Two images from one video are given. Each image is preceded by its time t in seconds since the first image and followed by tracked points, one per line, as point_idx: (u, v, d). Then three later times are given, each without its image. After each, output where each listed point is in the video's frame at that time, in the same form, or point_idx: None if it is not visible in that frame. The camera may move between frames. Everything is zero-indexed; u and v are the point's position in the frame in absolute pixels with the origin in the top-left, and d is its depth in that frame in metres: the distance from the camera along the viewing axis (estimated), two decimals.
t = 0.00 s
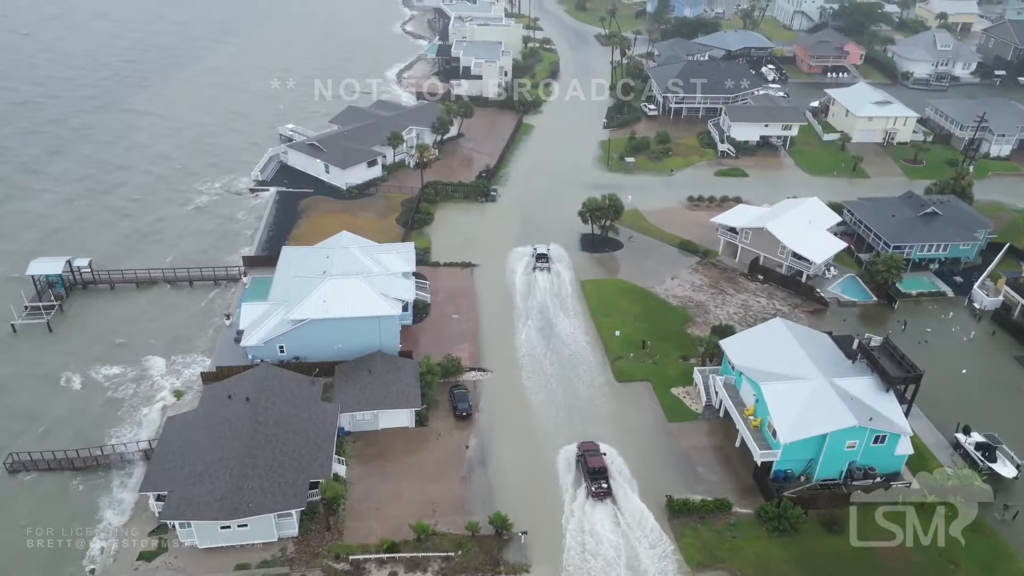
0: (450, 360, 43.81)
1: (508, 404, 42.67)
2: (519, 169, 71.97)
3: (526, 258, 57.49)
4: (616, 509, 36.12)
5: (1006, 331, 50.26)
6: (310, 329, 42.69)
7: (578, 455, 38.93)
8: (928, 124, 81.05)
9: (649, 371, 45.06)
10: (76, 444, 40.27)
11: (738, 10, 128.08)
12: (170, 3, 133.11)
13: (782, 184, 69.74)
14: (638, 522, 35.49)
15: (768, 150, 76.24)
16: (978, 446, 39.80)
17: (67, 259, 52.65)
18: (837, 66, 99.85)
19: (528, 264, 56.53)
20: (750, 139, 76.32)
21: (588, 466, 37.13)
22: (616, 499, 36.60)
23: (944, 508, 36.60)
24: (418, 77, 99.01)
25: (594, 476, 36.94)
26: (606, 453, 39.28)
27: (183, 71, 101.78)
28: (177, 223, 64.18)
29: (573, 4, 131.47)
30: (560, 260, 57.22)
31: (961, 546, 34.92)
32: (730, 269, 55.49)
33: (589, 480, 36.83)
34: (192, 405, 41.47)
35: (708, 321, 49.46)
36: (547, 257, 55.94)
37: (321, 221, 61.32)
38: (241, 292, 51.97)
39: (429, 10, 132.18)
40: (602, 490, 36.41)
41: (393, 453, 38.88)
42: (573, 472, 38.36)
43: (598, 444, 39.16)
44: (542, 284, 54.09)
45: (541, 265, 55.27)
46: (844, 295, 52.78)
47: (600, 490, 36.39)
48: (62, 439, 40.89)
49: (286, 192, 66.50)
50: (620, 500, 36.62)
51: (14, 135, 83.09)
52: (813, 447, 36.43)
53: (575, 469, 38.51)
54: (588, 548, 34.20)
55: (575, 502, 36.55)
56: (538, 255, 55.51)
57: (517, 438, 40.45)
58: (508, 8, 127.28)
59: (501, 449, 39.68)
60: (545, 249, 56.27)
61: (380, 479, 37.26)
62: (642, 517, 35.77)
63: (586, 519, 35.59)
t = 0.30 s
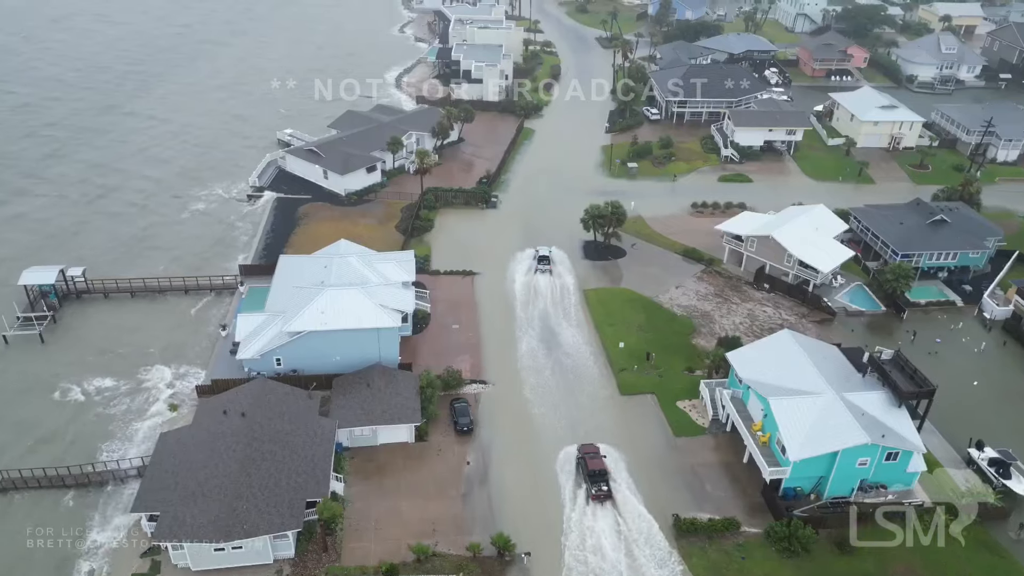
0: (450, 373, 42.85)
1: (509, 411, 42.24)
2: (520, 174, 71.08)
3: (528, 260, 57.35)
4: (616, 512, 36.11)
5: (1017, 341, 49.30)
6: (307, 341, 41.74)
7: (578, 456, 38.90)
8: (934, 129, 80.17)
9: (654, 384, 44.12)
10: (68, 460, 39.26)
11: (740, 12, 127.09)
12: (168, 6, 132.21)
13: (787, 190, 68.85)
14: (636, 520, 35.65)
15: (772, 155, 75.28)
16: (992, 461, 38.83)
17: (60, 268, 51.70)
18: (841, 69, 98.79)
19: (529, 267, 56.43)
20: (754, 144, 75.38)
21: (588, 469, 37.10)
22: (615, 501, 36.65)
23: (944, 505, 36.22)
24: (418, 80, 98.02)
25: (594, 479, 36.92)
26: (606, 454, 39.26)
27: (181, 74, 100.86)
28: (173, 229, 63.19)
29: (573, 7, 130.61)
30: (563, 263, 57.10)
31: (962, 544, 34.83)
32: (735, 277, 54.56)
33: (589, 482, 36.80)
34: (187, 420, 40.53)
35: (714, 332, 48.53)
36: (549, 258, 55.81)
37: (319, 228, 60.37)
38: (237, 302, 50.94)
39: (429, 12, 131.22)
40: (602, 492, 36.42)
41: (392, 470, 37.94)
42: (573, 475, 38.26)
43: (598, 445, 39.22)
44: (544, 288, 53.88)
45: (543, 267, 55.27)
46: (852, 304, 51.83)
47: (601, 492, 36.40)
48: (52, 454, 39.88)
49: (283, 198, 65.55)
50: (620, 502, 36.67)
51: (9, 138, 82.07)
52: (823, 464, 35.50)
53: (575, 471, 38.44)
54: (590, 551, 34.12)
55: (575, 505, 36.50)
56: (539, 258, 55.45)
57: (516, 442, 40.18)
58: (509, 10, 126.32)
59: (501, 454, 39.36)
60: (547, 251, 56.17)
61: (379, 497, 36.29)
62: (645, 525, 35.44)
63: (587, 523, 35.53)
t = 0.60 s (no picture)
0: (450, 384, 41.88)
1: (511, 416, 41.70)
2: (521, 177, 70.15)
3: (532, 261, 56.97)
4: (615, 511, 36.02)
5: None
6: (305, 351, 40.81)
7: (577, 455, 38.78)
8: (941, 130, 79.26)
9: (659, 394, 43.18)
10: (59, 474, 38.33)
11: (742, 12, 126.05)
12: (167, 5, 131.14)
13: (792, 193, 67.92)
14: (636, 519, 35.58)
15: (777, 157, 74.37)
16: (1005, 475, 38.00)
17: (53, 274, 50.77)
18: (845, 69, 97.72)
19: (531, 267, 56.11)
20: (759, 146, 74.35)
21: (588, 469, 36.92)
22: (615, 501, 36.54)
23: (944, 507, 36.15)
24: (418, 81, 96.98)
25: (594, 478, 36.77)
26: (606, 454, 39.14)
27: (179, 74, 99.85)
28: (170, 233, 62.22)
29: (574, 6, 129.56)
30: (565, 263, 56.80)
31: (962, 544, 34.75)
32: (741, 283, 53.65)
33: (589, 482, 36.64)
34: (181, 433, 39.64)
35: (720, 340, 47.61)
36: (551, 258, 55.62)
37: (317, 232, 59.43)
38: (233, 309, 49.96)
39: (429, 11, 130.14)
40: (602, 492, 36.31)
41: (392, 484, 37.02)
42: (573, 474, 38.10)
43: (598, 445, 39.07)
44: (546, 289, 53.41)
45: (545, 266, 55.03)
46: (860, 311, 50.90)
47: (601, 492, 36.28)
48: (43, 468, 38.93)
49: (281, 201, 64.56)
50: (619, 501, 36.59)
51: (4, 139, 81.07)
52: (834, 479, 34.61)
53: (574, 471, 38.25)
54: (591, 551, 34.01)
55: (575, 505, 36.33)
56: (542, 257, 55.25)
57: (516, 445, 39.79)
58: (510, 10, 125.21)
59: (501, 458, 38.92)
60: (548, 250, 56.00)
61: (378, 513, 35.37)
62: (647, 528, 35.12)
63: (588, 523, 35.39)
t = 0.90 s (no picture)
0: (450, 394, 40.96)
1: (512, 423, 41.09)
2: (522, 179, 69.25)
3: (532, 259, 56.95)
4: (616, 509, 36.00)
5: None
6: (302, 361, 39.92)
7: (578, 454, 38.72)
8: (947, 131, 78.37)
9: (665, 404, 42.29)
10: (50, 489, 37.44)
11: (745, 10, 125.06)
12: (165, 3, 130.08)
13: (797, 196, 67.06)
14: (636, 518, 35.53)
15: (781, 159, 73.43)
16: (1019, 489, 37.24)
17: (46, 280, 49.82)
18: (849, 69, 96.72)
19: (533, 266, 56.03)
20: (763, 147, 73.38)
21: (588, 467, 36.90)
22: (615, 499, 36.51)
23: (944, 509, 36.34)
24: (418, 81, 95.95)
25: (593, 477, 36.72)
26: (607, 453, 39.06)
27: (176, 74, 98.84)
28: (166, 236, 61.26)
29: (576, 4, 128.45)
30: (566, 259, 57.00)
31: (969, 547, 34.05)
32: (746, 289, 52.79)
33: (589, 480, 36.62)
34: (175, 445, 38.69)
35: (726, 348, 46.69)
36: (553, 257, 55.49)
37: (315, 236, 58.50)
38: (229, 316, 49.02)
39: (429, 10, 129.11)
40: (602, 490, 36.26)
41: (391, 498, 36.18)
42: (573, 474, 38.02)
43: (597, 444, 38.96)
44: (547, 291, 52.90)
45: (546, 265, 55.03)
46: (867, 317, 50.01)
47: (601, 490, 36.23)
48: (34, 481, 38.06)
49: (278, 203, 63.55)
50: (619, 499, 36.61)
51: None
52: (845, 494, 33.74)
53: (574, 470, 38.19)
54: (592, 549, 33.95)
55: (575, 504, 36.29)
56: (543, 255, 55.18)
57: (515, 447, 39.56)
58: (511, 8, 124.15)
59: (501, 463, 38.53)
60: (550, 249, 55.88)
61: (377, 529, 34.53)
62: (650, 532, 34.83)
63: (588, 522, 35.33)
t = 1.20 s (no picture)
0: (450, 404, 39.97)
1: (514, 433, 40.18)
2: (523, 180, 68.25)
3: (534, 257, 56.63)
4: (616, 505, 36.01)
5: None
6: (299, 371, 38.92)
7: (577, 451, 38.67)
8: (954, 131, 77.35)
9: (670, 414, 41.32)
10: (40, 503, 36.45)
11: (747, 8, 123.87)
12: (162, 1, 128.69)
13: (802, 198, 66.04)
14: (637, 516, 35.44)
15: (786, 160, 72.34)
16: None
17: (37, 286, 48.75)
18: (854, 68, 95.60)
19: (535, 262, 55.95)
20: (767, 148, 72.22)
21: (588, 463, 36.79)
22: (615, 495, 36.48)
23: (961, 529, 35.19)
24: (418, 80, 94.75)
25: (593, 473, 36.65)
26: (606, 449, 39.03)
27: (172, 72, 97.64)
28: (161, 239, 60.13)
29: (577, 1, 127.19)
30: (567, 255, 56.84)
31: (986, 565, 32.84)
32: (752, 294, 51.79)
33: (588, 477, 36.54)
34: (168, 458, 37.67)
35: (732, 356, 45.68)
36: (555, 254, 55.21)
37: (313, 240, 57.45)
38: (225, 322, 47.99)
39: (429, 7, 127.84)
40: (601, 486, 36.18)
41: (389, 513, 35.23)
42: (572, 470, 37.95)
43: (597, 441, 38.93)
44: (551, 294, 52.09)
45: (548, 262, 54.77)
46: (876, 324, 49.00)
47: (600, 486, 36.19)
48: (23, 494, 37.05)
49: (275, 206, 62.46)
50: (618, 494, 36.58)
51: None
52: (857, 511, 32.76)
53: (574, 467, 38.11)
54: (592, 546, 33.99)
55: (575, 500, 36.26)
56: (545, 252, 54.97)
57: (515, 447, 39.24)
58: (511, 6, 122.87)
59: (501, 467, 37.99)
60: (552, 246, 55.61)
61: (375, 545, 33.57)
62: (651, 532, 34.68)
63: (588, 518, 35.33)
